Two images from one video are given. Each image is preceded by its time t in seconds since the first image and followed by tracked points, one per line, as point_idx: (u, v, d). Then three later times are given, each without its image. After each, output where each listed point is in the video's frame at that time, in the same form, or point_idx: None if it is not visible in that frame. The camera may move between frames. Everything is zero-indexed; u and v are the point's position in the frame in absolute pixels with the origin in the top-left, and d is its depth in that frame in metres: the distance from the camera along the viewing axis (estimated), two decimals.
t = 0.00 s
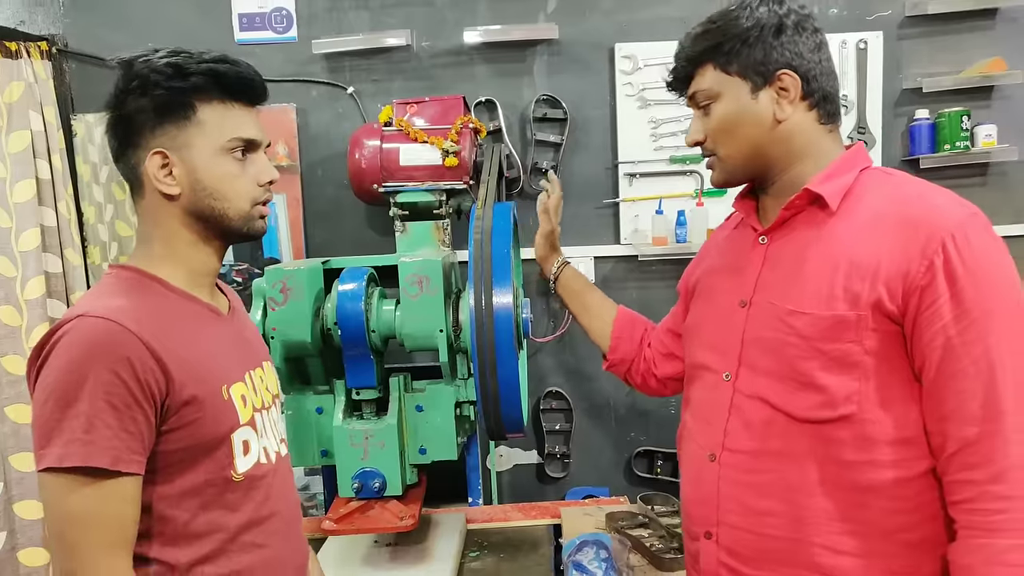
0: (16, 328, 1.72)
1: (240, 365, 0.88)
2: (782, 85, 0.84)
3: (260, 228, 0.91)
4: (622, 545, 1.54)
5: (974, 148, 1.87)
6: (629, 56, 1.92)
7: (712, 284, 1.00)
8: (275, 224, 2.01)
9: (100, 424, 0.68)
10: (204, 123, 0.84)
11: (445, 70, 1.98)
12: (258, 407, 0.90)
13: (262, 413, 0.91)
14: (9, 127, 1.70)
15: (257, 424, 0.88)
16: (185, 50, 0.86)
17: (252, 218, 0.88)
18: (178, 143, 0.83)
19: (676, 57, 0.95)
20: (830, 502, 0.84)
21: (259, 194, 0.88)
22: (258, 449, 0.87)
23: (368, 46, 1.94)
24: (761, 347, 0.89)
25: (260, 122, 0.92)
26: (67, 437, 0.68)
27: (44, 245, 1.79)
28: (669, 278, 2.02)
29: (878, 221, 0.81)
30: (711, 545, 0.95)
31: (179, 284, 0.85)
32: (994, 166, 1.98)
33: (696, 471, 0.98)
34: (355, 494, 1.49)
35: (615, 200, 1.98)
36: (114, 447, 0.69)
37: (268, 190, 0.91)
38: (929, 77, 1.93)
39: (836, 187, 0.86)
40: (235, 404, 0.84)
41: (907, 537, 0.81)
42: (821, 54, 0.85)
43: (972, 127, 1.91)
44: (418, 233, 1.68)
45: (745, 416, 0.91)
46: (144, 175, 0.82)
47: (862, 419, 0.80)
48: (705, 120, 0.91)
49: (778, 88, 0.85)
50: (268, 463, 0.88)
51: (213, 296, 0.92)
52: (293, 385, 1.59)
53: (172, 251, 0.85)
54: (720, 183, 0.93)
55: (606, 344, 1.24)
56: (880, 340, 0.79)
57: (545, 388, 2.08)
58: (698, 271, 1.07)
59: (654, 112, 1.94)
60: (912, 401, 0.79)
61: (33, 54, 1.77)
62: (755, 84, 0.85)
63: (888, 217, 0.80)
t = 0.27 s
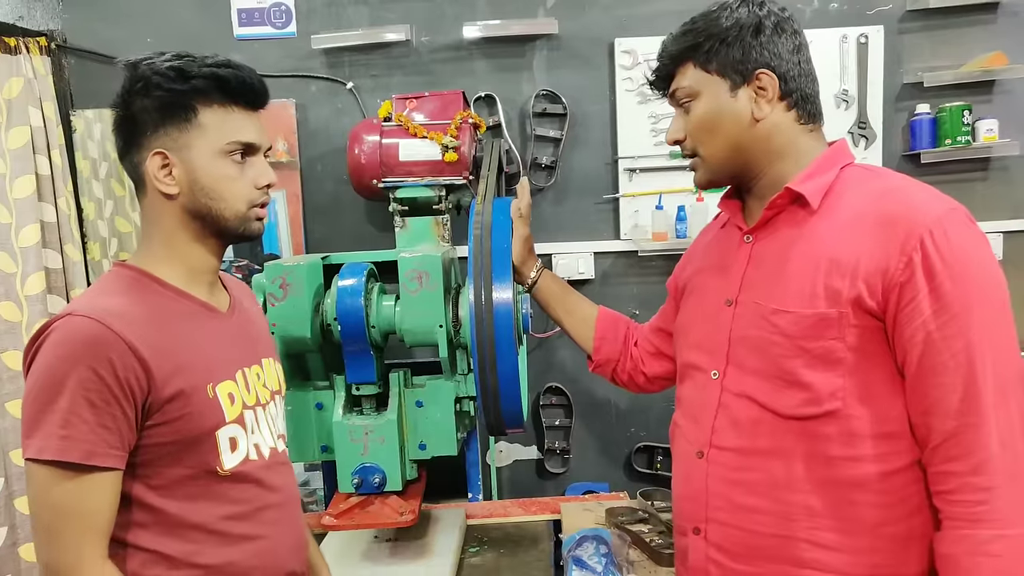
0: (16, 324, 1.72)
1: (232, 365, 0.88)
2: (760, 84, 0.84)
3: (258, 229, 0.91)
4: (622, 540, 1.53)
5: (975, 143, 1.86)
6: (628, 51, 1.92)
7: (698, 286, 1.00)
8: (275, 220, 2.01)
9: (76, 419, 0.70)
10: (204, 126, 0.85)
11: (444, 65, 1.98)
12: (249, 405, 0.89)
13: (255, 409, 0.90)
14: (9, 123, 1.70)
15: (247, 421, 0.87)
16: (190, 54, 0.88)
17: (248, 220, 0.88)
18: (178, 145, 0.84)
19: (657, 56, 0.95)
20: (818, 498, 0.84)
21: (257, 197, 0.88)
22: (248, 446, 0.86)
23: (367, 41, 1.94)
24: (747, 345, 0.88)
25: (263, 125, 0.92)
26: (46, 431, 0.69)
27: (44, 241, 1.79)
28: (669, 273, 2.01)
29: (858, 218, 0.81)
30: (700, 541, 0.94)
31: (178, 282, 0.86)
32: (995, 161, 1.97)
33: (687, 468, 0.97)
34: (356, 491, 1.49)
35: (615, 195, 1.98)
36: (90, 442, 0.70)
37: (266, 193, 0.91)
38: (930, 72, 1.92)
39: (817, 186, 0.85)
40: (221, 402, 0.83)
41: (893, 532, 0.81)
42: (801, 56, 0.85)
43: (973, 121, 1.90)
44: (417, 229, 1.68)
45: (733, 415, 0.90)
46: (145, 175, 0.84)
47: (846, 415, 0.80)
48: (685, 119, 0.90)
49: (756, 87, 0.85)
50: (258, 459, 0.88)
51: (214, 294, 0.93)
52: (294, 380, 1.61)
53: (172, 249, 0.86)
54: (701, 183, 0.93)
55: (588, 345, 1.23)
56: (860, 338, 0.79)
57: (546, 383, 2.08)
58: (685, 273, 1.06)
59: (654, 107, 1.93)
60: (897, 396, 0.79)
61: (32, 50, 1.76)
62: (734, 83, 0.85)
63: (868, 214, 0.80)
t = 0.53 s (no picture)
0: (19, 320, 1.72)
1: (222, 363, 0.87)
2: (763, 84, 0.84)
3: (256, 232, 0.91)
4: (623, 539, 1.53)
5: (978, 141, 1.86)
6: (631, 49, 1.92)
7: (701, 281, 1.00)
8: (275, 218, 1.97)
9: (53, 411, 0.70)
10: (207, 129, 0.85)
11: (446, 63, 1.98)
12: (238, 404, 0.88)
13: (244, 409, 0.89)
14: (12, 120, 1.70)
15: (233, 420, 0.86)
16: (198, 58, 0.88)
17: (246, 223, 0.88)
18: (182, 147, 0.84)
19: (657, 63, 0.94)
20: (812, 494, 0.83)
21: (257, 201, 0.88)
22: (230, 444, 0.85)
23: (370, 38, 1.94)
24: (745, 339, 0.89)
25: (265, 130, 0.92)
26: (24, 420, 0.70)
27: (46, 238, 1.79)
28: (672, 271, 2.01)
29: (860, 215, 0.81)
30: (694, 536, 0.94)
31: (176, 281, 0.87)
32: (998, 159, 1.97)
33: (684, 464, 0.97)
34: (358, 488, 1.49)
35: (617, 193, 1.98)
36: (62, 434, 0.70)
37: (266, 197, 0.91)
38: (933, 70, 1.92)
39: (821, 183, 0.85)
40: (205, 400, 0.83)
41: (882, 532, 0.80)
42: (801, 57, 0.85)
43: (975, 120, 1.90)
44: (420, 227, 1.68)
45: (729, 409, 0.90)
46: (149, 175, 0.85)
47: (840, 411, 0.80)
48: (689, 125, 0.90)
49: (759, 89, 0.84)
50: (240, 457, 0.87)
51: (215, 292, 0.93)
52: (294, 377, 1.60)
53: (173, 249, 0.86)
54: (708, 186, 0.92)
55: (594, 340, 1.23)
56: (856, 332, 0.79)
57: (548, 381, 2.08)
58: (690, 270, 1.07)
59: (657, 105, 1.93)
60: (891, 393, 0.78)
61: (35, 47, 1.77)
62: (737, 86, 0.85)
63: (870, 211, 0.80)
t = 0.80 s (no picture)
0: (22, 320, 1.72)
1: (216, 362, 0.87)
2: (775, 84, 0.84)
3: (255, 233, 0.91)
4: (624, 540, 1.53)
5: (979, 143, 1.86)
6: (633, 50, 1.92)
7: (707, 285, 1.00)
8: (276, 218, 1.98)
9: (36, 408, 0.70)
10: (207, 129, 0.85)
11: (448, 63, 1.98)
12: (229, 405, 0.88)
13: (235, 410, 0.88)
14: (14, 120, 1.70)
15: (223, 421, 0.86)
16: (199, 60, 0.89)
17: (246, 223, 0.88)
18: (182, 147, 0.85)
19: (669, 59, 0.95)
20: (820, 500, 0.83)
21: (256, 201, 0.89)
22: (219, 446, 0.85)
23: (372, 39, 1.94)
24: (754, 345, 0.88)
25: (265, 131, 0.93)
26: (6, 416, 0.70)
27: (49, 238, 1.80)
28: (673, 272, 2.01)
29: (869, 219, 0.80)
30: (701, 543, 0.94)
31: (173, 281, 0.87)
32: (999, 161, 1.97)
33: (690, 468, 0.97)
34: (359, 488, 1.49)
35: (619, 194, 1.98)
36: (46, 431, 0.70)
37: (265, 197, 0.91)
38: (935, 72, 1.92)
39: (829, 186, 0.85)
40: (194, 400, 0.82)
41: (894, 537, 0.80)
42: (811, 59, 0.85)
43: (976, 121, 1.90)
44: (422, 227, 1.67)
45: (737, 414, 0.90)
46: (150, 176, 0.85)
47: (853, 418, 0.79)
48: (699, 121, 0.90)
49: (771, 87, 0.84)
50: (230, 459, 0.86)
51: (213, 294, 0.92)
52: (296, 377, 1.60)
53: (172, 248, 0.87)
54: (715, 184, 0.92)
55: (609, 345, 1.22)
56: (869, 338, 0.78)
57: (549, 381, 2.08)
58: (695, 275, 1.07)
59: (658, 106, 1.93)
60: (899, 401, 0.78)
61: (39, 46, 1.79)
62: (749, 84, 0.85)
63: (880, 215, 0.80)
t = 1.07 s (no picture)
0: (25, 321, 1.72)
1: (210, 365, 0.87)
2: (800, 77, 0.85)
3: (258, 230, 0.92)
4: (627, 540, 1.54)
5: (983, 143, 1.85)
6: (635, 51, 1.92)
7: (706, 285, 0.98)
8: (278, 217, 2.01)
9: (28, 406, 0.71)
10: (204, 129, 0.86)
11: (450, 63, 1.98)
12: (223, 408, 0.88)
13: (229, 413, 0.89)
14: (18, 120, 1.71)
15: (215, 424, 0.86)
16: (191, 58, 0.88)
17: (247, 221, 0.90)
18: (180, 148, 0.85)
19: (687, 38, 0.93)
20: (839, 501, 0.82)
21: (255, 199, 0.90)
22: (211, 448, 0.85)
23: (374, 39, 1.95)
24: (766, 346, 0.87)
25: (263, 127, 0.93)
26: None
27: (52, 238, 1.80)
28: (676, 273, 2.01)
29: (882, 220, 0.81)
30: (715, 548, 0.92)
31: (169, 281, 0.87)
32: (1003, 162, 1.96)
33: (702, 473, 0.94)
34: (360, 488, 1.49)
35: (621, 194, 1.98)
36: (34, 428, 0.71)
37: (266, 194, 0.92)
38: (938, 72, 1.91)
39: (838, 186, 0.85)
40: (187, 402, 0.83)
41: (919, 536, 0.79)
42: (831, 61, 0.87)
43: (979, 122, 1.89)
44: (423, 227, 1.68)
45: (751, 417, 0.88)
46: (147, 178, 0.86)
47: (873, 417, 0.79)
48: (720, 103, 0.88)
49: (796, 80, 0.85)
50: (222, 463, 0.86)
51: (212, 296, 0.93)
52: (298, 377, 1.60)
53: (172, 248, 0.87)
54: (723, 172, 0.90)
55: (595, 356, 1.22)
56: (888, 339, 0.79)
57: (551, 382, 2.08)
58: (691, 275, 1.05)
59: (660, 106, 1.93)
60: (919, 401, 0.79)
61: (41, 47, 1.78)
62: (776, 72, 0.84)
63: (892, 215, 0.80)
